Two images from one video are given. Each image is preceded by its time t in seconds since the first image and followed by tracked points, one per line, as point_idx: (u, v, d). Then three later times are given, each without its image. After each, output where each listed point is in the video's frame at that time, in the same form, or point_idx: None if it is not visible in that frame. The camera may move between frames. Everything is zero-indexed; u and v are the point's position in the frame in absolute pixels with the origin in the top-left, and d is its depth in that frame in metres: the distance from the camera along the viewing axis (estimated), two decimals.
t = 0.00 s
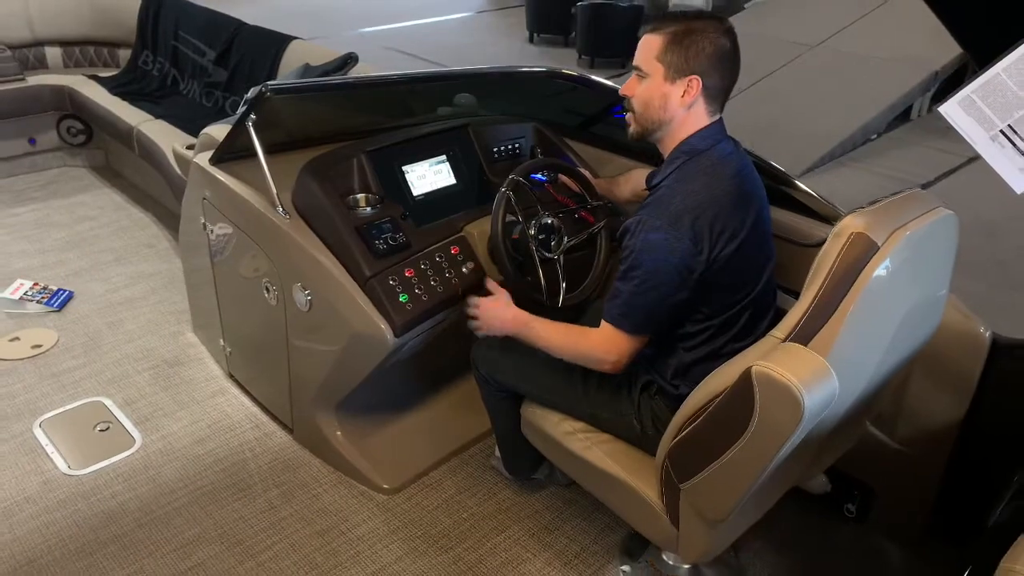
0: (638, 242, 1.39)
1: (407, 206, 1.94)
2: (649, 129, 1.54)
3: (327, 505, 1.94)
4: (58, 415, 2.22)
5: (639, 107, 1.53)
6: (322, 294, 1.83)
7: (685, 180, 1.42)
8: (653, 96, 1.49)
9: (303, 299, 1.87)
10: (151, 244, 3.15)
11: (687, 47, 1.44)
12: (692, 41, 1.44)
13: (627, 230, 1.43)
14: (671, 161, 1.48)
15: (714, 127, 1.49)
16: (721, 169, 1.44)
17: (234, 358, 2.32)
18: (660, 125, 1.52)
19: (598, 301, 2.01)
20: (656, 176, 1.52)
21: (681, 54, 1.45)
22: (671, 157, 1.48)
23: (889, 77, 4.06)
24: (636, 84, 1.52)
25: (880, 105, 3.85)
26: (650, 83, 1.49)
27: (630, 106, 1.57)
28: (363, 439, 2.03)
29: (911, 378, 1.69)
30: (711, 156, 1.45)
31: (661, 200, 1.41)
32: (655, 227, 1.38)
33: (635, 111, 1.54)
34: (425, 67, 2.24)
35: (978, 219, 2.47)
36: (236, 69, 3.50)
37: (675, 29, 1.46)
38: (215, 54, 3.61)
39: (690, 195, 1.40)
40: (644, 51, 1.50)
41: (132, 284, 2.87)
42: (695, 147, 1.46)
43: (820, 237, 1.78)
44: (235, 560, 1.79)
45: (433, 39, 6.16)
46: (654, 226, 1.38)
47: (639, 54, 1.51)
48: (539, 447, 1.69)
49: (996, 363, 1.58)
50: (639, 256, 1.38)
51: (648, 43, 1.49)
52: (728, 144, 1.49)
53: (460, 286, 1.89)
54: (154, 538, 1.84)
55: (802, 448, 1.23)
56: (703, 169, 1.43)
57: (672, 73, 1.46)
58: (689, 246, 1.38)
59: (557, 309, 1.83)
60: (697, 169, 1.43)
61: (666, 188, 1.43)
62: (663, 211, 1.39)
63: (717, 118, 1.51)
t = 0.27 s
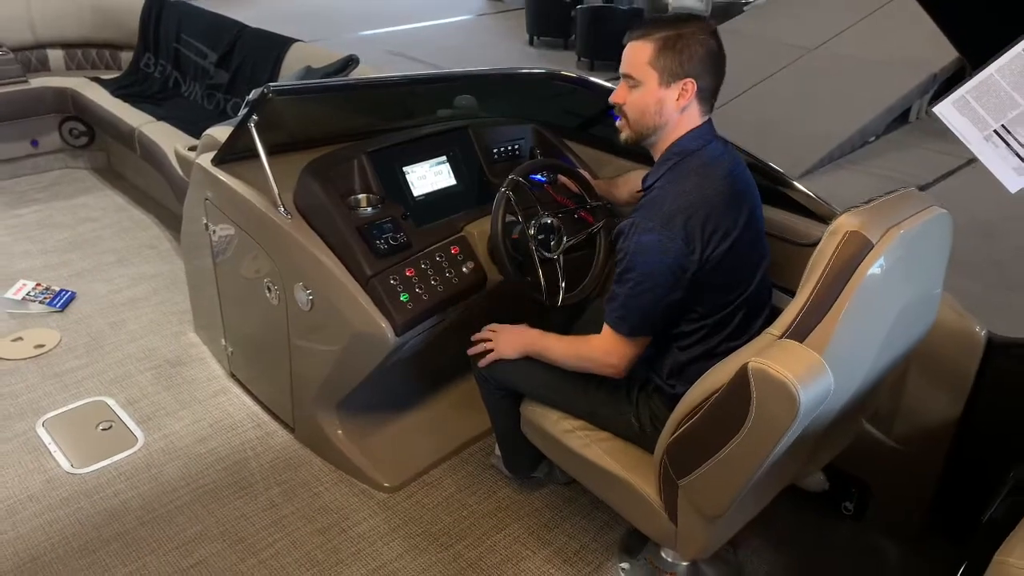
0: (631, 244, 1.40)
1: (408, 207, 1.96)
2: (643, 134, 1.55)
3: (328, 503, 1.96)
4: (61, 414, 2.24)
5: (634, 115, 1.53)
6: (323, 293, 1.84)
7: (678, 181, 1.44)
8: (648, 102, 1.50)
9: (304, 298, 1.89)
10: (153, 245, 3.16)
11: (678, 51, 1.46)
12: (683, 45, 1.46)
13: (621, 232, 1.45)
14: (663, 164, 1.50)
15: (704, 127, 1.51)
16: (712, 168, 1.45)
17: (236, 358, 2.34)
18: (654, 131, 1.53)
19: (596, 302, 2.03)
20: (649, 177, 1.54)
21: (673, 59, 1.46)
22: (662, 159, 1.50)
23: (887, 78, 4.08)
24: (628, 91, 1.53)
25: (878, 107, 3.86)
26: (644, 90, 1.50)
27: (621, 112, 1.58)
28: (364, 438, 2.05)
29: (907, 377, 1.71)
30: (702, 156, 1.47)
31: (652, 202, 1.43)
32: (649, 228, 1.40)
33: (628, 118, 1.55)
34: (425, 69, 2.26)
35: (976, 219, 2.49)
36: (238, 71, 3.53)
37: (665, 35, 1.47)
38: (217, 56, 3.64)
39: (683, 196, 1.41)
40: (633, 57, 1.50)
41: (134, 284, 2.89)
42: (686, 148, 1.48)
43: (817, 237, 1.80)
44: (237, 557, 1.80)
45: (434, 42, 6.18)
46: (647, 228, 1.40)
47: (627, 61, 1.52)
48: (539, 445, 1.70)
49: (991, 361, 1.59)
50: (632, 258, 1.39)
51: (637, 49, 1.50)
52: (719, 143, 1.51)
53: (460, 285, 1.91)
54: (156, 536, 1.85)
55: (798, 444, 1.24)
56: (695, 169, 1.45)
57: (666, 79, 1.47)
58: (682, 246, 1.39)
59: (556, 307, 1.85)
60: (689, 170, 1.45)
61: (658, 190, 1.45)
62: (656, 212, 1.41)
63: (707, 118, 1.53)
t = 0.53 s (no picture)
0: (628, 244, 1.41)
1: (408, 207, 1.97)
2: (641, 136, 1.56)
3: (329, 502, 1.97)
4: (63, 414, 2.25)
5: (631, 117, 1.54)
6: (324, 292, 1.85)
7: (674, 182, 1.45)
8: (647, 104, 1.51)
9: (305, 298, 1.90)
10: (154, 246, 3.17)
11: (676, 53, 1.47)
12: (679, 47, 1.47)
13: (618, 232, 1.46)
14: (659, 165, 1.51)
15: (700, 127, 1.53)
16: (708, 169, 1.46)
17: (237, 358, 2.35)
18: (651, 133, 1.54)
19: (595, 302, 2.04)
20: (645, 178, 1.55)
21: (670, 61, 1.47)
22: (659, 160, 1.51)
23: (885, 80, 4.09)
24: (625, 93, 1.53)
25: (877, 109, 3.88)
26: (642, 92, 1.50)
27: (616, 115, 1.58)
28: (364, 437, 2.06)
29: (905, 375, 1.72)
30: (698, 157, 1.48)
31: (649, 202, 1.44)
32: (645, 228, 1.41)
33: (625, 120, 1.56)
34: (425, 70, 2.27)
35: (974, 220, 2.50)
36: (239, 72, 3.54)
37: (662, 37, 1.48)
38: (218, 59, 3.66)
39: (679, 196, 1.42)
40: (629, 60, 1.51)
41: (136, 285, 2.90)
42: (682, 149, 1.49)
43: (814, 237, 1.81)
44: (238, 556, 1.81)
45: (434, 44, 6.20)
46: (644, 228, 1.41)
47: (623, 63, 1.53)
48: (539, 443, 1.71)
49: (988, 359, 1.60)
50: (629, 258, 1.41)
51: (633, 52, 1.50)
52: (715, 143, 1.52)
53: (460, 285, 1.92)
54: (158, 534, 1.86)
55: (795, 440, 1.25)
56: (692, 169, 1.46)
57: (664, 81, 1.48)
58: (678, 246, 1.40)
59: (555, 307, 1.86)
60: (685, 170, 1.46)
61: (655, 191, 1.46)
62: (652, 212, 1.42)
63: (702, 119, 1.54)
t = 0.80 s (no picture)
0: (630, 244, 1.42)
1: (408, 208, 1.98)
2: (642, 137, 1.56)
3: (329, 502, 1.97)
4: (64, 414, 2.26)
5: (635, 119, 1.54)
6: (324, 292, 1.86)
7: (675, 182, 1.46)
8: (650, 105, 1.51)
9: (305, 298, 1.91)
10: (154, 247, 3.18)
11: (678, 55, 1.48)
12: (682, 48, 1.48)
13: (619, 232, 1.47)
14: (661, 165, 1.52)
15: (700, 129, 1.54)
16: (709, 169, 1.47)
17: (237, 359, 2.35)
18: (654, 134, 1.55)
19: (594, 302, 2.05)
20: (646, 179, 1.56)
21: (673, 62, 1.48)
22: (660, 161, 1.52)
23: (884, 83, 4.11)
24: (628, 95, 1.54)
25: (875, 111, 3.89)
26: (645, 93, 1.51)
27: (618, 116, 1.58)
28: (364, 437, 2.06)
29: (902, 374, 1.73)
30: (699, 157, 1.49)
31: (651, 202, 1.45)
32: (647, 228, 1.42)
33: (628, 122, 1.56)
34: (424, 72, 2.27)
35: (972, 221, 2.51)
36: (240, 75, 3.56)
37: (665, 39, 1.49)
38: (218, 61, 3.67)
39: (680, 196, 1.43)
40: (632, 61, 1.51)
41: (136, 286, 2.91)
42: (684, 150, 1.50)
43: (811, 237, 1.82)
44: (238, 555, 1.82)
45: (433, 47, 6.22)
46: (645, 228, 1.42)
47: (625, 65, 1.53)
48: (538, 443, 1.72)
49: (985, 359, 1.61)
50: (631, 257, 1.41)
51: (635, 53, 1.50)
52: (715, 145, 1.53)
53: (460, 285, 1.93)
54: (159, 534, 1.87)
55: (793, 438, 1.26)
56: (692, 170, 1.47)
57: (667, 82, 1.49)
58: (680, 246, 1.41)
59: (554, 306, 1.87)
60: (686, 171, 1.47)
61: (656, 191, 1.47)
62: (654, 212, 1.43)
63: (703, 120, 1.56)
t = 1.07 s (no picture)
0: (634, 242, 1.43)
1: (408, 209, 1.99)
2: (647, 136, 1.57)
3: (328, 502, 1.98)
4: (64, 415, 2.26)
5: (643, 117, 1.54)
6: (324, 292, 1.87)
7: (679, 181, 1.46)
8: (657, 104, 1.52)
9: (305, 298, 1.92)
10: (154, 249, 3.19)
11: (686, 56, 1.49)
12: (689, 48, 1.49)
13: (623, 230, 1.48)
14: (666, 164, 1.52)
15: (705, 129, 1.55)
16: (713, 170, 1.48)
17: (237, 360, 2.36)
18: (660, 133, 1.56)
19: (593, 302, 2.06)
20: (650, 178, 1.57)
21: (681, 62, 1.49)
22: (665, 160, 1.53)
23: (882, 85, 4.12)
24: (636, 93, 1.54)
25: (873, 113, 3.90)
26: (652, 92, 1.52)
27: (623, 115, 1.58)
28: (364, 437, 2.07)
29: (900, 374, 1.73)
30: (704, 157, 1.50)
31: (655, 200, 1.46)
32: (651, 226, 1.42)
33: (634, 121, 1.56)
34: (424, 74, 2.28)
35: (969, 222, 2.52)
36: (240, 78, 3.58)
37: (673, 39, 1.50)
38: (219, 63, 3.68)
39: (684, 195, 1.44)
40: (640, 60, 1.51)
41: (136, 287, 2.92)
42: (689, 150, 1.51)
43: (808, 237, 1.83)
44: (237, 554, 1.82)
45: (433, 50, 6.23)
46: (649, 226, 1.43)
47: (633, 64, 1.53)
48: (536, 443, 1.73)
49: (982, 359, 1.61)
50: (635, 255, 1.42)
51: (644, 52, 1.51)
52: (719, 145, 1.54)
53: (459, 285, 1.94)
54: (158, 533, 1.87)
55: (790, 437, 1.27)
56: (697, 170, 1.48)
57: (674, 81, 1.50)
58: (684, 245, 1.42)
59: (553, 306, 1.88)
60: (690, 170, 1.48)
61: (660, 190, 1.48)
62: (657, 210, 1.44)
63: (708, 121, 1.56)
